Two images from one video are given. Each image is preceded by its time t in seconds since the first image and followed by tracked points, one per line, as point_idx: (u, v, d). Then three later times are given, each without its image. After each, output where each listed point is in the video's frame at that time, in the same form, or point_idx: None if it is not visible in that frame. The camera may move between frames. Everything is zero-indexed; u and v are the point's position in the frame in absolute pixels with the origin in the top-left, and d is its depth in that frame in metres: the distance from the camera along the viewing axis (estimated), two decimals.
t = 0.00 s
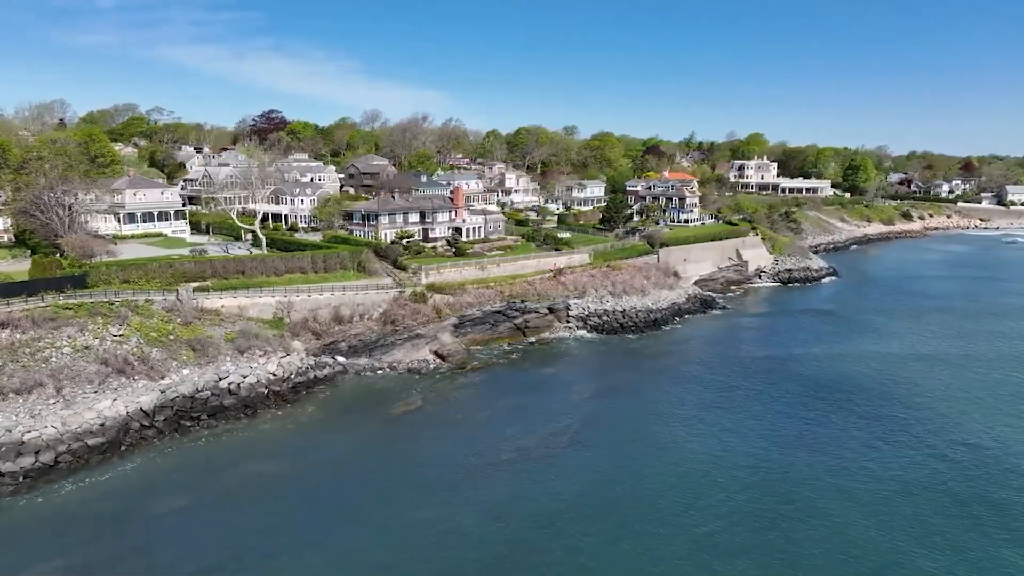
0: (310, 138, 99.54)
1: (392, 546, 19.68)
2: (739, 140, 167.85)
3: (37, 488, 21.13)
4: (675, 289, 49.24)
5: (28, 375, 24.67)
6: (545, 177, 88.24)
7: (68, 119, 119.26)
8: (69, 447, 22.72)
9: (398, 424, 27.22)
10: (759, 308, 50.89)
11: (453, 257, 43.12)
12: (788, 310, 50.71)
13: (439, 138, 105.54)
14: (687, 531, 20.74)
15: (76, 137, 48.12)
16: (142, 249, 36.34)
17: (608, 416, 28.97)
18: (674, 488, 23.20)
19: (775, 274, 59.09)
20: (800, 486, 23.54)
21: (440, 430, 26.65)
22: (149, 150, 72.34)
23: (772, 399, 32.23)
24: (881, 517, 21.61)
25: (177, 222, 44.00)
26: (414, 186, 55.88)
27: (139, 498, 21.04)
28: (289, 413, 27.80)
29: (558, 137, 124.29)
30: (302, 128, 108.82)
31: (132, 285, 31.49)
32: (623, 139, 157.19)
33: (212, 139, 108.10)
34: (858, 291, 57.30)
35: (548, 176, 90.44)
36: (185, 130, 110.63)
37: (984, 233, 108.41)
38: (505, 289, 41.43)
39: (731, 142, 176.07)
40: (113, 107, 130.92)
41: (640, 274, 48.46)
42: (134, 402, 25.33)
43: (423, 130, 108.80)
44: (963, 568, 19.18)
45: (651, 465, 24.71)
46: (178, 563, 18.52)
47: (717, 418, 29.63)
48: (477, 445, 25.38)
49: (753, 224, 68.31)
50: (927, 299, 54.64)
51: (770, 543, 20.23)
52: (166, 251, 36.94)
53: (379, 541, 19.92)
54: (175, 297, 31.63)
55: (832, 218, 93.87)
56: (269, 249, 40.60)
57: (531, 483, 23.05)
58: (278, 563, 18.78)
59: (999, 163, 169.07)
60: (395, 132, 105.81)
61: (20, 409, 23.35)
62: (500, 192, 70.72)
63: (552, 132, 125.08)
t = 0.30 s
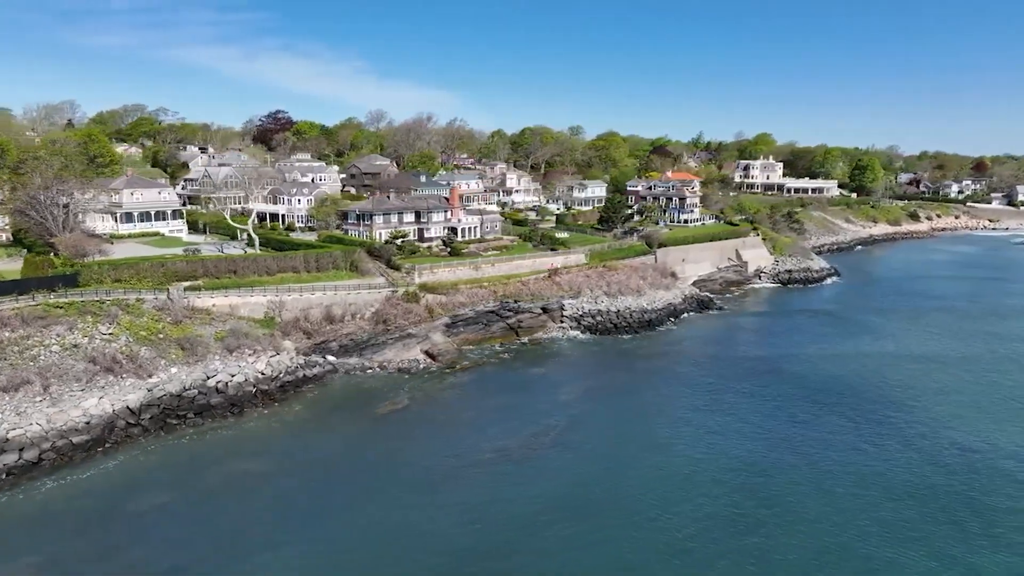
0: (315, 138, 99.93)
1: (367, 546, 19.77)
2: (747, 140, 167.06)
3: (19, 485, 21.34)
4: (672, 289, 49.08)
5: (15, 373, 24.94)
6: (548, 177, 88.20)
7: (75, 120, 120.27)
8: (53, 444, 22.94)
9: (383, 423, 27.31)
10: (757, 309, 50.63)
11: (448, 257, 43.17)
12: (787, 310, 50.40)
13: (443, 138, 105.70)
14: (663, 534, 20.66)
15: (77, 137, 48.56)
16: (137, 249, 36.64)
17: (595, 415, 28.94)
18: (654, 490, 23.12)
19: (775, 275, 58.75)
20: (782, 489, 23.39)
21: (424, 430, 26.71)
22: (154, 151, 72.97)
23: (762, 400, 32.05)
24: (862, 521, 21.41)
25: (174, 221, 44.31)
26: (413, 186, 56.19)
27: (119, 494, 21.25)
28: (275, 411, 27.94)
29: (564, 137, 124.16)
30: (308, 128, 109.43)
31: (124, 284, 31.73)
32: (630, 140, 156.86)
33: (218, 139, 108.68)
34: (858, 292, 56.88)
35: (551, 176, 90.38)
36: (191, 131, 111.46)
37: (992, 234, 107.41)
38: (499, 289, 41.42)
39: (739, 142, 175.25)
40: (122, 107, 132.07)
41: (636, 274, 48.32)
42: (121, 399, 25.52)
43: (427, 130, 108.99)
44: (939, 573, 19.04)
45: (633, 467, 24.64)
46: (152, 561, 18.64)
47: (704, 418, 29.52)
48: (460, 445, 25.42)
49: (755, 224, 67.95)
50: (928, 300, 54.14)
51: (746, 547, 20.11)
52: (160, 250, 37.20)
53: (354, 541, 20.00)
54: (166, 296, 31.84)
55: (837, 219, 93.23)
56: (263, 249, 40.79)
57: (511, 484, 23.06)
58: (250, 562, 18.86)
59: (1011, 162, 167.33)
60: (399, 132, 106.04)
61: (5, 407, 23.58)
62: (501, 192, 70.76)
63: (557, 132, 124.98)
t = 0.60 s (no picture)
0: (321, 138, 100.36)
1: (343, 545, 19.91)
2: (757, 140, 166.03)
3: (5, 482, 21.65)
4: (670, 290, 48.91)
5: (6, 371, 25.25)
6: (552, 177, 88.10)
7: (86, 120, 121.46)
8: (40, 441, 23.22)
9: (369, 422, 27.44)
10: (757, 310, 50.35)
11: (444, 257, 43.25)
12: (786, 311, 50.08)
13: (448, 137, 105.90)
14: (640, 538, 20.61)
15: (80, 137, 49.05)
16: (133, 248, 37.01)
17: (582, 416, 28.92)
18: (636, 493, 23.04)
19: (777, 275, 58.39)
20: (765, 492, 23.23)
21: (410, 430, 26.80)
22: (159, 150, 73.55)
23: (755, 401, 31.82)
24: (843, 526, 21.22)
25: (174, 220, 44.70)
26: (413, 186, 56.33)
27: (103, 493, 21.62)
28: (264, 410, 28.13)
29: (571, 137, 123.93)
30: (315, 128, 109.95)
31: (118, 283, 32.02)
32: (638, 140, 156.37)
33: (225, 138, 109.36)
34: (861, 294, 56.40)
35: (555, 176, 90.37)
36: (200, 131, 112.43)
37: (1003, 234, 106.09)
38: (494, 289, 41.42)
39: (748, 142, 174.16)
40: (133, 107, 133.36)
41: (634, 275, 48.18)
42: (110, 397, 25.76)
43: (433, 130, 109.20)
44: None
45: (616, 469, 24.59)
46: (126, 560, 18.89)
47: (693, 420, 29.39)
48: (444, 446, 25.50)
49: (758, 224, 67.54)
50: (931, 302, 53.59)
51: (723, 552, 20.00)
52: (156, 250, 37.54)
53: (330, 540, 20.14)
54: (160, 295, 32.10)
55: (844, 219, 92.49)
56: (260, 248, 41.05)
57: (491, 486, 23.12)
58: (221, 562, 19.01)
59: None
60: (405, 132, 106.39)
61: None
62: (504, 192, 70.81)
63: (564, 133, 124.80)
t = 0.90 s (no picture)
0: (328, 138, 100.84)
1: (320, 543, 20.03)
2: (767, 140, 164.98)
3: None
4: (669, 290, 48.73)
5: None
6: (557, 176, 88.03)
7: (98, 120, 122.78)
8: (29, 438, 23.52)
9: (357, 422, 27.57)
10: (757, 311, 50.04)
11: (441, 257, 43.33)
12: (787, 312, 49.76)
13: (455, 137, 106.09)
14: (618, 541, 20.54)
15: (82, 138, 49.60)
16: (131, 248, 37.43)
17: (570, 416, 28.87)
18: (617, 495, 22.97)
19: (779, 276, 58.02)
20: (748, 496, 23.08)
21: (396, 429, 26.88)
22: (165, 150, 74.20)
23: (746, 403, 31.62)
24: (823, 532, 21.04)
25: (174, 220, 45.13)
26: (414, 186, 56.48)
27: (88, 489, 21.88)
28: (253, 408, 28.31)
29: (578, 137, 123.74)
30: (323, 128, 110.51)
31: (113, 282, 32.35)
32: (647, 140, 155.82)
33: (234, 138, 110.13)
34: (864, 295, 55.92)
35: (560, 176, 90.31)
36: (209, 131, 113.32)
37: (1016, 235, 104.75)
38: (490, 289, 41.43)
39: (759, 142, 173.09)
40: (145, 107, 134.66)
41: (632, 275, 48.04)
42: (100, 394, 26.03)
43: (439, 131, 109.43)
44: None
45: (600, 471, 24.53)
46: (104, 555, 19.09)
47: (683, 421, 29.25)
48: (429, 446, 25.57)
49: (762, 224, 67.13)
50: (935, 303, 53.00)
51: (700, 557, 19.90)
52: (154, 249, 37.89)
53: (308, 538, 20.26)
54: (154, 294, 32.38)
55: (852, 220, 91.72)
56: (257, 247, 41.32)
57: (473, 486, 23.15)
58: (198, 559, 19.16)
59: None
60: (411, 133, 106.71)
61: None
62: (507, 192, 70.86)
63: (571, 133, 124.61)
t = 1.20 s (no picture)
0: (335, 138, 101.33)
1: (297, 541, 20.15)
2: (778, 140, 163.90)
3: None
4: (668, 291, 48.56)
5: None
6: (562, 177, 87.83)
7: (110, 121, 124.19)
8: (18, 435, 23.81)
9: (345, 421, 27.66)
10: (757, 311, 49.78)
11: (439, 257, 43.44)
12: (787, 314, 49.44)
13: (461, 137, 106.22)
14: (594, 543, 20.46)
15: (84, 139, 50.15)
16: (128, 247, 37.84)
17: (559, 416, 28.84)
18: (598, 496, 22.88)
19: (781, 277, 57.65)
20: (730, 497, 22.95)
21: (383, 429, 26.96)
22: (173, 151, 74.88)
23: (738, 404, 31.42)
24: (803, 534, 20.85)
25: (174, 220, 45.55)
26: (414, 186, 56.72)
27: (73, 485, 22.20)
28: (243, 407, 28.52)
29: (585, 138, 123.59)
30: (330, 129, 111.13)
31: (108, 281, 32.70)
32: (656, 141, 155.40)
33: (242, 138, 110.92)
34: (867, 296, 55.41)
35: (565, 176, 90.21)
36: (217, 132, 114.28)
37: None
38: (486, 289, 41.45)
39: (769, 142, 171.95)
40: (156, 108, 135.83)
41: (630, 275, 47.92)
42: (90, 392, 26.31)
43: (446, 131, 109.66)
44: None
45: (583, 471, 24.44)
46: (83, 551, 19.35)
47: (672, 422, 29.13)
48: (414, 447, 25.65)
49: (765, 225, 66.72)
50: (939, 305, 52.39)
51: (676, 559, 19.78)
52: (151, 249, 38.23)
53: (285, 536, 20.39)
54: (149, 293, 32.66)
55: (859, 221, 90.96)
56: (255, 247, 41.61)
57: (456, 486, 23.19)
58: (175, 558, 19.30)
59: None
60: (418, 133, 106.97)
61: None
62: (511, 191, 70.88)
63: (579, 133, 124.47)
